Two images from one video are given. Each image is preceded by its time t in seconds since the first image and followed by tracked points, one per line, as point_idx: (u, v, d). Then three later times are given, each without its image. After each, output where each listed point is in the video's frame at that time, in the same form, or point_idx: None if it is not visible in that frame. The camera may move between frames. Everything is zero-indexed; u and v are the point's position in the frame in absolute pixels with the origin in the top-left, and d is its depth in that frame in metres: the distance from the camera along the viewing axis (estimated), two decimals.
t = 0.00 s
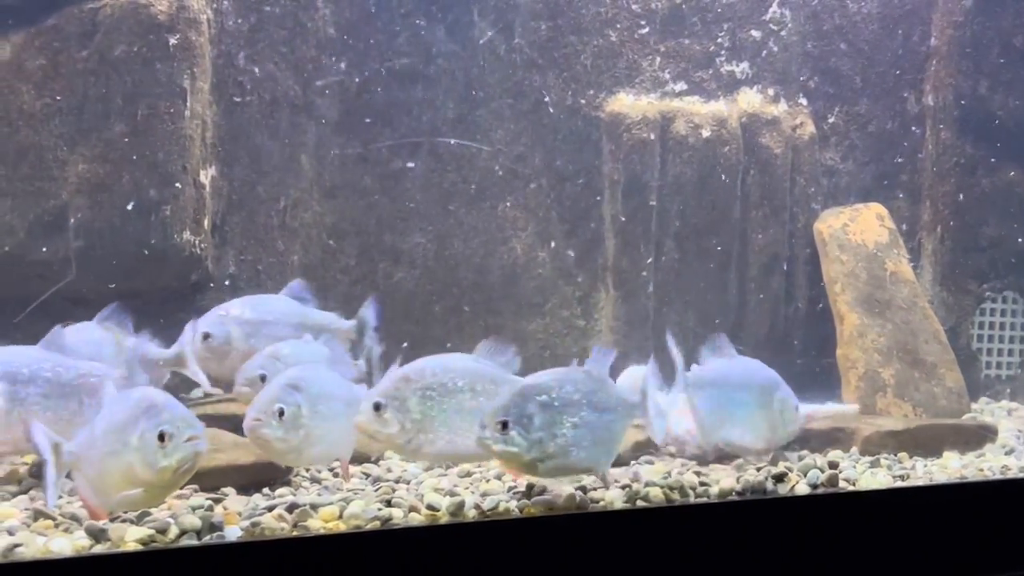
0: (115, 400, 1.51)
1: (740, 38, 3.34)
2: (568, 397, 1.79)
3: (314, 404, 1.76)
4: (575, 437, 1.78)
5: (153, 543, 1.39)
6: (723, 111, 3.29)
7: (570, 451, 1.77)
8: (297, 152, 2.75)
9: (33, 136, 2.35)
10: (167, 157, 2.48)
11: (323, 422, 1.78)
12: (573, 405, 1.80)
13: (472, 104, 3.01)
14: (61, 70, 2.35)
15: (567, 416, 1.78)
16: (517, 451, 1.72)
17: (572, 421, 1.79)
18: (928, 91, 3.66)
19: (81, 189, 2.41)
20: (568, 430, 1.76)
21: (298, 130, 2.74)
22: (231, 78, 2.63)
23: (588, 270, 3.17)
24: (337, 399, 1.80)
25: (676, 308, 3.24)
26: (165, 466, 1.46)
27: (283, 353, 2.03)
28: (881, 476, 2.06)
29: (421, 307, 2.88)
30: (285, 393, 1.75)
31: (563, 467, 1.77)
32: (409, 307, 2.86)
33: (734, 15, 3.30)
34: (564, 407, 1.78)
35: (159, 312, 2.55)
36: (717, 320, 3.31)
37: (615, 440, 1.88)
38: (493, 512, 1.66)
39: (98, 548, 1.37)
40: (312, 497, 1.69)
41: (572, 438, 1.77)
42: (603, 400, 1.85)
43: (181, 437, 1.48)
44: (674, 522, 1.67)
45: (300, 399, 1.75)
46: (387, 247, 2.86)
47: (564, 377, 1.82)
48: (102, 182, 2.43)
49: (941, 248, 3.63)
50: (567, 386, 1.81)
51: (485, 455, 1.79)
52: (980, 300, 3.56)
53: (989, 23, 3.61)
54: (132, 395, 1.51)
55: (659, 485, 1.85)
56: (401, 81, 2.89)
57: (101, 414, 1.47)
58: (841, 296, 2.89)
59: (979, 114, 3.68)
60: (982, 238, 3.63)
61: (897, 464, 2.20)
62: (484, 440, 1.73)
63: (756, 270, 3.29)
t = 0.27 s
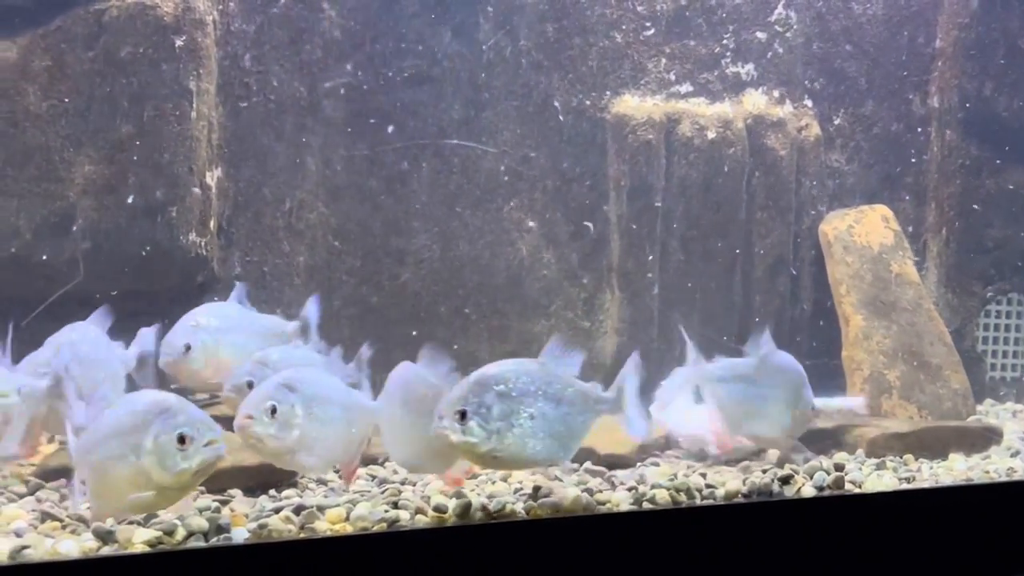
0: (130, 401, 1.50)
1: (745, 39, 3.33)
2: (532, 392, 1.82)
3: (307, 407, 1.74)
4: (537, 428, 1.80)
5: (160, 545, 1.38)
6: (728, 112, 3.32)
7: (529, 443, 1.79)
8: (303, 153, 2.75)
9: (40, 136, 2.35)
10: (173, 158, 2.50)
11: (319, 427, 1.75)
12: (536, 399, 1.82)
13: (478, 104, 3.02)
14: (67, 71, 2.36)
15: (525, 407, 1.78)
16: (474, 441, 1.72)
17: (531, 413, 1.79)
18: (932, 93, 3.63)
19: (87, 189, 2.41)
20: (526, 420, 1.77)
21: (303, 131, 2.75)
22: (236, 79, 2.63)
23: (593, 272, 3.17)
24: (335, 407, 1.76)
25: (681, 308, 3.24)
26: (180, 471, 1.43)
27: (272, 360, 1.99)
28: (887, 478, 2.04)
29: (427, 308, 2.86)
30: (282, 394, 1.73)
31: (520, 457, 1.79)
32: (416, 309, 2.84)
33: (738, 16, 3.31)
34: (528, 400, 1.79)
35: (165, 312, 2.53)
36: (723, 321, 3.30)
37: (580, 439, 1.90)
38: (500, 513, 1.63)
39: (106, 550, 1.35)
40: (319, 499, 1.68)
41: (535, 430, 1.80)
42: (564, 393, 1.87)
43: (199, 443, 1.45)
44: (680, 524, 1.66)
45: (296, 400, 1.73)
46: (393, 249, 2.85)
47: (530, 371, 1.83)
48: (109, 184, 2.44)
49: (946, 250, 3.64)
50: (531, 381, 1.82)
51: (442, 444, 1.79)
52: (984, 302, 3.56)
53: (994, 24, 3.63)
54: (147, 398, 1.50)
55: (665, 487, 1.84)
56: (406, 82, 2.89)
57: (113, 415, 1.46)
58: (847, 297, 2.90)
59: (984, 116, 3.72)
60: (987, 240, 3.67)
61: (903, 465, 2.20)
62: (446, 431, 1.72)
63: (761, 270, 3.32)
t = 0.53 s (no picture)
0: (138, 394, 1.43)
1: (750, 39, 3.42)
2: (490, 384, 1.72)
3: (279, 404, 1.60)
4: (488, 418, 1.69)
5: (165, 545, 1.37)
6: (732, 113, 3.23)
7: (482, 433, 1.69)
8: (307, 153, 2.75)
9: (44, 137, 2.35)
10: (176, 159, 2.47)
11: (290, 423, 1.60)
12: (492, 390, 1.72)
13: (487, 102, 3.10)
14: (72, 71, 2.36)
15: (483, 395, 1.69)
16: (423, 426, 1.62)
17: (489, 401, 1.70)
18: (936, 93, 3.69)
19: (92, 190, 2.42)
20: (483, 409, 1.68)
21: (305, 132, 2.76)
22: (241, 79, 2.64)
23: (598, 271, 3.19)
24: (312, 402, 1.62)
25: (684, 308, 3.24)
26: (195, 464, 1.40)
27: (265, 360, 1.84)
28: (893, 479, 2.02)
29: (431, 309, 2.89)
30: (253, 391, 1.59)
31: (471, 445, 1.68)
32: (418, 307, 2.87)
33: (743, 16, 3.37)
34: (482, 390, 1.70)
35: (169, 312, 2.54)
36: (725, 321, 3.33)
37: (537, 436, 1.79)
38: (505, 514, 1.62)
39: (113, 549, 1.35)
40: (325, 499, 1.64)
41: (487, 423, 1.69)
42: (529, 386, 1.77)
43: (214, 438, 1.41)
44: (686, 524, 1.65)
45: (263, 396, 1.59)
46: (397, 249, 2.86)
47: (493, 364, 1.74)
48: (114, 184, 2.44)
49: (951, 250, 3.62)
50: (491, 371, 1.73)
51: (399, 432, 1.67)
52: (990, 303, 3.55)
53: (999, 24, 3.63)
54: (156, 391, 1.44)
55: (670, 488, 1.82)
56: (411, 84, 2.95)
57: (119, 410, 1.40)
58: (851, 298, 2.88)
59: (989, 116, 3.67)
60: (992, 241, 3.59)
61: (908, 466, 2.20)
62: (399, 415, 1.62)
63: (766, 271, 3.30)
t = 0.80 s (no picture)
0: (138, 393, 1.42)
1: (753, 40, 3.42)
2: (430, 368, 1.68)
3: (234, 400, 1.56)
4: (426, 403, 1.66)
5: (167, 547, 1.37)
6: (734, 114, 3.23)
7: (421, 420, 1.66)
8: (308, 154, 2.73)
9: (46, 138, 2.34)
10: (179, 160, 2.50)
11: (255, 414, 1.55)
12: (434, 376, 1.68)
13: (490, 104, 3.09)
14: (74, 72, 2.35)
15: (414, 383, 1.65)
16: (359, 415, 1.61)
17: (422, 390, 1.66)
18: (939, 94, 3.68)
19: (94, 191, 2.41)
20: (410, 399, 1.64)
21: (307, 133, 2.74)
22: (242, 80, 2.64)
23: (599, 273, 3.20)
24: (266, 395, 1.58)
25: (686, 310, 3.24)
26: (197, 462, 1.40)
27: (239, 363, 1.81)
28: (895, 481, 2.02)
29: (433, 310, 2.87)
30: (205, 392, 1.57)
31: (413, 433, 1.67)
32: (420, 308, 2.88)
33: (745, 17, 3.38)
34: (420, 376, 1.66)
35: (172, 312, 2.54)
36: (728, 322, 3.33)
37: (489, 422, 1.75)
38: (507, 516, 1.62)
39: (115, 550, 1.35)
40: (327, 501, 1.63)
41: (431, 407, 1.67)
42: (471, 371, 1.72)
43: (216, 435, 1.40)
44: (688, 525, 1.65)
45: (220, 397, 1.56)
46: (398, 250, 2.86)
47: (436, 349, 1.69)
48: (116, 185, 2.44)
49: (953, 252, 3.62)
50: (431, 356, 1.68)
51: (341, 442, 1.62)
52: (992, 304, 3.55)
53: (1000, 26, 3.63)
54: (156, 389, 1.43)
55: (672, 489, 1.82)
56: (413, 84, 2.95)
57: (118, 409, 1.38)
58: (853, 298, 2.87)
59: (987, 117, 3.71)
60: (994, 242, 3.64)
61: (910, 468, 2.19)
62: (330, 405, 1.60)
63: (768, 272, 3.30)
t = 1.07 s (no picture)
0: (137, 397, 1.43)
1: (751, 42, 3.39)
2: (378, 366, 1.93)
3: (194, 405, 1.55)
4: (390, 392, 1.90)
5: (168, 548, 1.37)
6: (733, 115, 3.24)
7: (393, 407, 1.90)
8: (310, 155, 2.76)
9: (47, 139, 2.34)
10: (179, 162, 2.48)
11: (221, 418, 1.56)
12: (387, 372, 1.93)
13: (488, 105, 3.12)
14: (75, 74, 2.37)
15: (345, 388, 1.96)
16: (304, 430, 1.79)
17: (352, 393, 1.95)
18: (939, 96, 3.69)
19: (95, 192, 2.41)
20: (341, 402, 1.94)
21: (307, 133, 2.76)
22: (243, 81, 2.64)
23: (599, 274, 3.21)
24: (227, 401, 1.58)
25: (687, 311, 3.24)
26: (199, 462, 1.40)
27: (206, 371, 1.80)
28: (895, 482, 2.02)
29: (434, 312, 2.89)
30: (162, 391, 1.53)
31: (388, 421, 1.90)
32: (420, 309, 2.89)
33: (744, 19, 3.34)
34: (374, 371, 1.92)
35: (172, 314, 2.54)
36: (730, 323, 3.31)
37: (452, 402, 2.00)
38: (507, 517, 1.62)
39: (115, 552, 1.36)
40: (328, 502, 1.63)
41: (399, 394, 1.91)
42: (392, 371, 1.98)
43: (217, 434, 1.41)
44: (688, 527, 1.65)
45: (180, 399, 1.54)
46: (399, 251, 2.88)
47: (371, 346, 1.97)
48: (116, 187, 2.43)
49: (953, 253, 3.63)
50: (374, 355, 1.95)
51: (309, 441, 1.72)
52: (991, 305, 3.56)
53: (999, 27, 3.64)
54: (155, 392, 1.44)
55: (673, 491, 1.82)
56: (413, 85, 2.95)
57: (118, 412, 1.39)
58: (852, 300, 2.91)
59: (987, 118, 3.72)
60: (992, 244, 3.68)
61: (910, 469, 2.19)
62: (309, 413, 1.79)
63: (769, 274, 3.30)
